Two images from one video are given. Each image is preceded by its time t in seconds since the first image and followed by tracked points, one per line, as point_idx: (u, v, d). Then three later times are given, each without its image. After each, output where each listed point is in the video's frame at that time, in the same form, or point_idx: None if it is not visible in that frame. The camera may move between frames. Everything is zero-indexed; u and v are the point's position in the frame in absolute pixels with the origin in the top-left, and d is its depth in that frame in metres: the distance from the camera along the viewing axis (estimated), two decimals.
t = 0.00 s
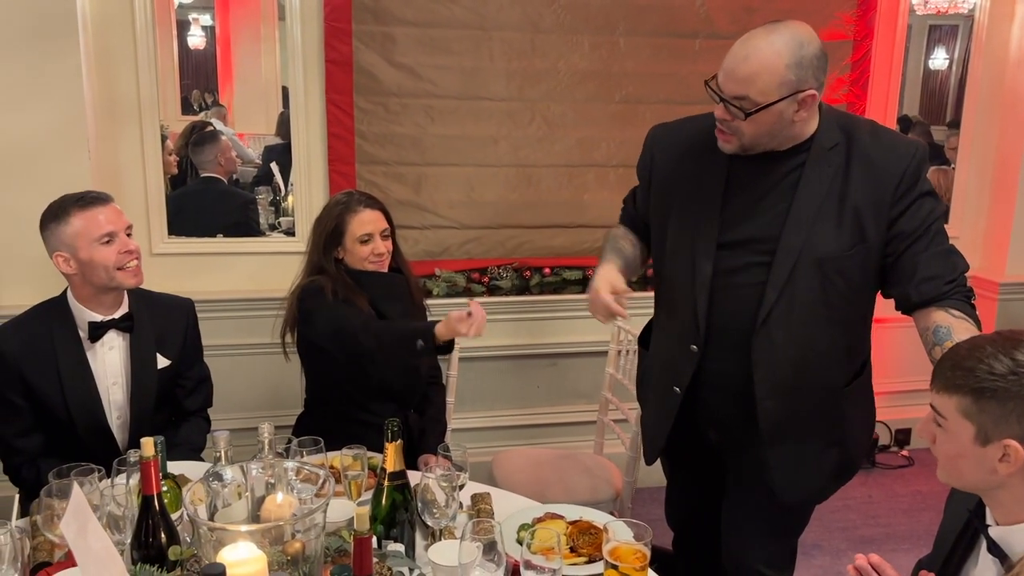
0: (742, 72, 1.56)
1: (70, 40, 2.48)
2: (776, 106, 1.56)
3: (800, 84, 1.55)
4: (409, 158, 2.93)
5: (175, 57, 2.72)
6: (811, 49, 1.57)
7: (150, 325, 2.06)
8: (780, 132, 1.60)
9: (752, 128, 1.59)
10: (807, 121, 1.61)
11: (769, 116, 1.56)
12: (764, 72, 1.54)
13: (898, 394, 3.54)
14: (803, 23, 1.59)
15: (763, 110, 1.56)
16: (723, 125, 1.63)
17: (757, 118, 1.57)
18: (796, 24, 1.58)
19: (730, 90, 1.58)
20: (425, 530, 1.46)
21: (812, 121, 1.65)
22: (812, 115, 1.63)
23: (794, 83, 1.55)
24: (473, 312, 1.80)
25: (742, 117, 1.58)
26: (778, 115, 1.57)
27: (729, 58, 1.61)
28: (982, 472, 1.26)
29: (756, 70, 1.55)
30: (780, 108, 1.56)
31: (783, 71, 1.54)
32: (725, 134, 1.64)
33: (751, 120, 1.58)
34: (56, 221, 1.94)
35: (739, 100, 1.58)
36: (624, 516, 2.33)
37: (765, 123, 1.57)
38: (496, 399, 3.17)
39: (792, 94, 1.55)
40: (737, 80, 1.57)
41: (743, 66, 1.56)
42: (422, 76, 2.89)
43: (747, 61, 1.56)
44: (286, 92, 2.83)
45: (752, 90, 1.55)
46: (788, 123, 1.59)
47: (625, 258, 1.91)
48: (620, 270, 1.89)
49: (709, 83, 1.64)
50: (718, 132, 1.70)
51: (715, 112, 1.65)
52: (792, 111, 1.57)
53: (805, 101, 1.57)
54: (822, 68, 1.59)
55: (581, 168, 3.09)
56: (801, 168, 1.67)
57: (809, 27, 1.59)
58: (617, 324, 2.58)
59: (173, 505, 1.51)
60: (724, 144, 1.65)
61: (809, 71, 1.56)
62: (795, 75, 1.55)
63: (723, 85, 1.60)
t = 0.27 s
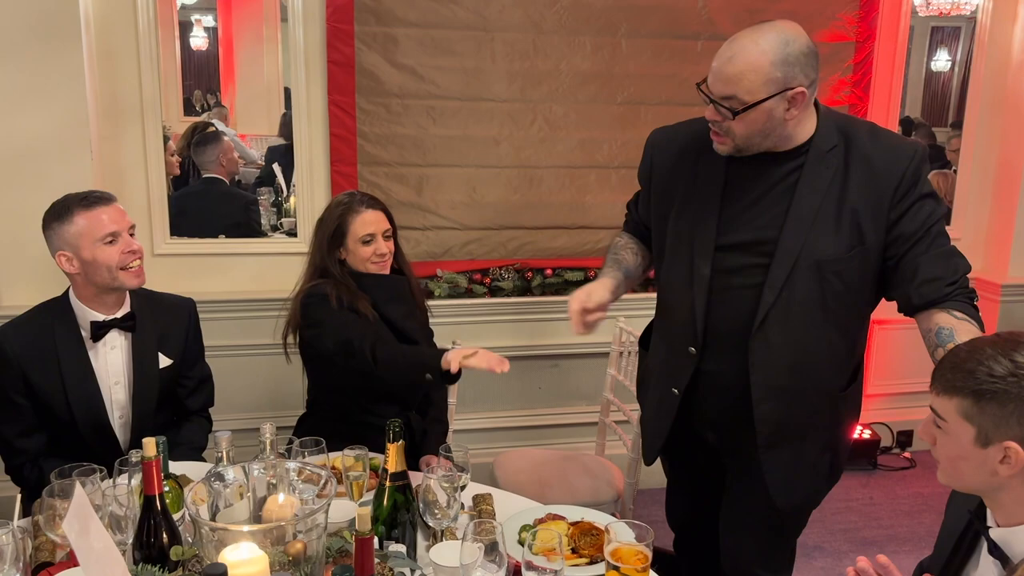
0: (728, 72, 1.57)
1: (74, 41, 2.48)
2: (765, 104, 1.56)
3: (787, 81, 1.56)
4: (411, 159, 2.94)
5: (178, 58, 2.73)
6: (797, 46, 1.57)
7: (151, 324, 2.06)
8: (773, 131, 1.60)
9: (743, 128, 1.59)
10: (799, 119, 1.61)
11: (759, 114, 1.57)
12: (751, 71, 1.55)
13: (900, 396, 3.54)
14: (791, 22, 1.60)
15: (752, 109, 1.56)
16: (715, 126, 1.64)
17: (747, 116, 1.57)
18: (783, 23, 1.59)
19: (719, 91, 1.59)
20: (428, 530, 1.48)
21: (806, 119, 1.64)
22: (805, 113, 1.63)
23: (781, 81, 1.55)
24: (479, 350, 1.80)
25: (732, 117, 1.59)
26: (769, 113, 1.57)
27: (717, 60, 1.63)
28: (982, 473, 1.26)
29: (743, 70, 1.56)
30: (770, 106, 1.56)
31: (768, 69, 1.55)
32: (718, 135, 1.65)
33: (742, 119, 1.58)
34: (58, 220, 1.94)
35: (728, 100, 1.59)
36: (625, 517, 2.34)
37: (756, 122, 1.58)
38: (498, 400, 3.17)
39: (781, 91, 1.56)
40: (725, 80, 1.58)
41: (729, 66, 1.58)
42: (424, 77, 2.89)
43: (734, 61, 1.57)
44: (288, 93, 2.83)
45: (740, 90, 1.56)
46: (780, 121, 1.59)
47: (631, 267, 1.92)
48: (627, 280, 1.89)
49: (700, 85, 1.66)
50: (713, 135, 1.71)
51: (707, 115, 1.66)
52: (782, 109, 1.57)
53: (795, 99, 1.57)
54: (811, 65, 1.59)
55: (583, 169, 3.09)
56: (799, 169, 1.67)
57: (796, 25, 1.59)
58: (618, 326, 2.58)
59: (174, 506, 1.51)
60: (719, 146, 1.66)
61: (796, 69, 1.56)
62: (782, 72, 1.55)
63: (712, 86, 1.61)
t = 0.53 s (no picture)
0: (718, 76, 1.58)
1: (74, 41, 2.48)
2: (756, 106, 1.56)
3: (778, 83, 1.56)
4: (412, 160, 2.94)
5: (179, 59, 2.73)
6: (786, 47, 1.57)
7: (152, 324, 2.06)
8: (766, 132, 1.60)
9: (736, 130, 1.60)
10: (793, 119, 1.61)
11: (750, 117, 1.57)
12: (740, 74, 1.56)
13: (901, 398, 3.53)
14: (781, 23, 1.60)
15: (743, 112, 1.57)
16: (709, 130, 1.64)
17: (738, 119, 1.58)
18: (772, 24, 1.60)
19: (710, 95, 1.60)
20: (427, 531, 1.48)
21: (801, 119, 1.64)
22: (799, 113, 1.63)
23: (772, 82, 1.56)
24: (474, 372, 1.78)
25: (725, 120, 1.60)
26: (761, 115, 1.57)
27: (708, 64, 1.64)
28: (983, 475, 1.26)
29: (733, 73, 1.57)
30: (761, 108, 1.56)
31: (757, 71, 1.55)
32: (713, 139, 1.66)
33: (734, 122, 1.59)
34: (61, 221, 1.93)
35: (719, 104, 1.60)
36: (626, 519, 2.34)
37: (748, 124, 1.58)
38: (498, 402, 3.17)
39: (772, 93, 1.56)
40: (715, 83, 1.59)
41: (718, 70, 1.59)
42: (425, 78, 2.89)
43: (723, 64, 1.58)
44: (289, 94, 2.83)
45: (730, 93, 1.57)
46: (773, 123, 1.59)
47: (606, 279, 1.94)
48: (593, 289, 1.93)
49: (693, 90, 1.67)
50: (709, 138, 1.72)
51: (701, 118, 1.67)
52: (774, 111, 1.58)
53: (787, 100, 1.57)
54: (802, 64, 1.59)
55: (584, 170, 3.09)
56: (797, 171, 1.67)
57: (786, 26, 1.59)
58: (619, 327, 2.58)
59: (174, 507, 1.51)
60: (715, 149, 1.67)
61: (786, 69, 1.56)
62: (771, 73, 1.55)
63: (703, 90, 1.62)
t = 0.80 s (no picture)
0: (713, 80, 1.58)
1: (75, 42, 2.48)
2: (752, 109, 1.56)
3: (774, 86, 1.56)
4: (413, 161, 2.93)
5: (179, 59, 2.73)
6: (780, 50, 1.57)
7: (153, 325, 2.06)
8: (764, 135, 1.60)
9: (733, 134, 1.59)
10: (790, 122, 1.61)
11: (747, 121, 1.57)
12: (735, 78, 1.56)
13: (902, 399, 3.53)
14: (775, 26, 1.60)
15: (739, 116, 1.57)
16: (707, 135, 1.64)
17: (735, 123, 1.58)
18: (765, 28, 1.59)
19: (705, 100, 1.60)
20: (428, 533, 1.47)
21: (799, 122, 1.64)
22: (796, 116, 1.62)
23: (767, 85, 1.55)
24: (474, 377, 1.77)
25: (721, 125, 1.59)
26: (757, 118, 1.57)
27: (702, 70, 1.63)
28: (986, 475, 1.25)
29: (727, 77, 1.56)
30: (757, 111, 1.56)
31: (752, 75, 1.55)
32: (711, 144, 1.65)
33: (731, 126, 1.59)
34: (64, 221, 1.93)
35: (715, 109, 1.59)
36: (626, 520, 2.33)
37: (745, 128, 1.58)
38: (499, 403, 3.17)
39: (768, 96, 1.56)
40: (710, 88, 1.58)
41: (712, 75, 1.58)
42: (425, 78, 2.89)
43: (717, 69, 1.58)
44: (289, 95, 2.83)
45: (726, 97, 1.57)
46: (770, 125, 1.58)
47: (598, 286, 1.94)
48: (585, 297, 1.92)
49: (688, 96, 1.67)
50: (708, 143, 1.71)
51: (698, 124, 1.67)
52: (771, 113, 1.57)
53: (784, 103, 1.57)
54: (796, 66, 1.58)
55: (585, 171, 3.09)
56: (797, 173, 1.66)
57: (779, 29, 1.59)
58: (620, 328, 2.57)
59: (174, 508, 1.51)
60: (714, 154, 1.67)
61: (781, 72, 1.56)
62: (766, 77, 1.55)
63: (698, 96, 1.62)
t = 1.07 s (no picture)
0: (713, 80, 1.58)
1: (76, 43, 2.48)
2: (752, 110, 1.56)
3: (774, 86, 1.56)
4: (413, 162, 2.93)
5: (180, 60, 2.73)
6: (781, 50, 1.57)
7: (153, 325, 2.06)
8: (763, 136, 1.59)
9: (733, 135, 1.59)
10: (790, 123, 1.60)
11: (747, 121, 1.57)
12: (736, 78, 1.56)
13: (902, 400, 3.53)
14: (776, 27, 1.60)
15: (739, 116, 1.57)
16: (706, 135, 1.64)
17: (734, 124, 1.58)
18: (767, 29, 1.59)
19: (705, 100, 1.60)
20: (429, 534, 1.46)
21: (799, 123, 1.63)
22: (796, 117, 1.62)
23: (768, 86, 1.55)
24: (473, 378, 1.76)
25: (721, 125, 1.59)
26: (757, 119, 1.57)
27: (702, 70, 1.63)
28: (987, 476, 1.25)
29: (728, 77, 1.56)
30: (757, 112, 1.56)
31: (752, 75, 1.55)
32: (711, 144, 1.65)
33: (731, 126, 1.58)
34: (64, 222, 1.93)
35: (715, 109, 1.59)
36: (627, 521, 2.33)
37: (744, 128, 1.58)
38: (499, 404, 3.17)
39: (768, 97, 1.55)
40: (710, 88, 1.58)
41: (713, 74, 1.58)
42: (426, 79, 2.89)
43: (718, 69, 1.58)
44: (290, 95, 2.83)
45: (726, 97, 1.57)
46: (769, 126, 1.58)
47: (596, 289, 1.93)
48: (583, 300, 1.92)
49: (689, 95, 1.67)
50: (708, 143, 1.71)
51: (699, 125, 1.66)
52: (771, 115, 1.57)
53: (784, 104, 1.57)
54: (797, 68, 1.58)
55: (585, 172, 3.09)
56: (796, 174, 1.66)
57: (781, 30, 1.59)
58: (621, 329, 2.57)
59: (174, 509, 1.51)
60: (714, 154, 1.67)
61: (781, 73, 1.56)
62: (766, 77, 1.55)
63: (699, 95, 1.62)
